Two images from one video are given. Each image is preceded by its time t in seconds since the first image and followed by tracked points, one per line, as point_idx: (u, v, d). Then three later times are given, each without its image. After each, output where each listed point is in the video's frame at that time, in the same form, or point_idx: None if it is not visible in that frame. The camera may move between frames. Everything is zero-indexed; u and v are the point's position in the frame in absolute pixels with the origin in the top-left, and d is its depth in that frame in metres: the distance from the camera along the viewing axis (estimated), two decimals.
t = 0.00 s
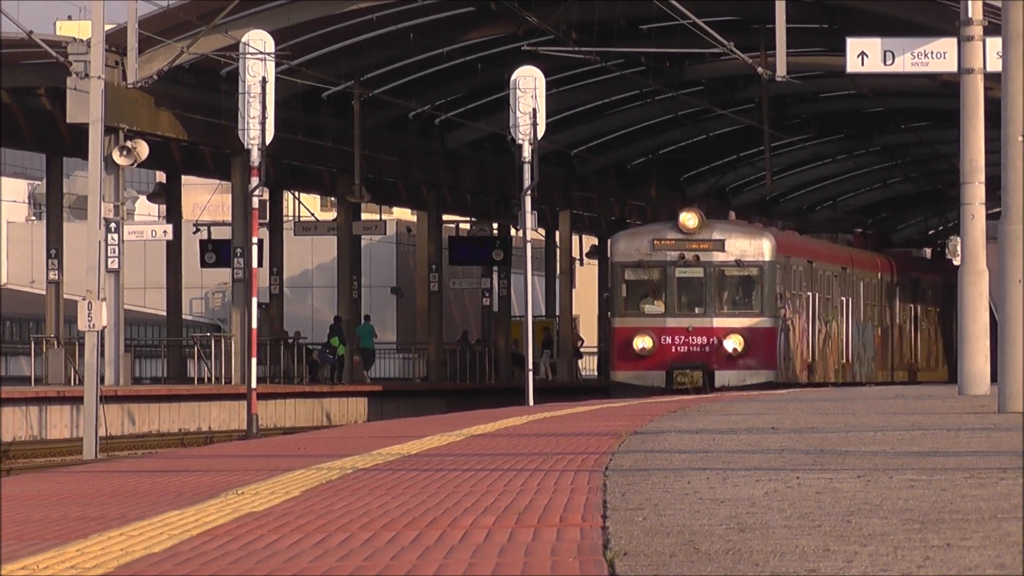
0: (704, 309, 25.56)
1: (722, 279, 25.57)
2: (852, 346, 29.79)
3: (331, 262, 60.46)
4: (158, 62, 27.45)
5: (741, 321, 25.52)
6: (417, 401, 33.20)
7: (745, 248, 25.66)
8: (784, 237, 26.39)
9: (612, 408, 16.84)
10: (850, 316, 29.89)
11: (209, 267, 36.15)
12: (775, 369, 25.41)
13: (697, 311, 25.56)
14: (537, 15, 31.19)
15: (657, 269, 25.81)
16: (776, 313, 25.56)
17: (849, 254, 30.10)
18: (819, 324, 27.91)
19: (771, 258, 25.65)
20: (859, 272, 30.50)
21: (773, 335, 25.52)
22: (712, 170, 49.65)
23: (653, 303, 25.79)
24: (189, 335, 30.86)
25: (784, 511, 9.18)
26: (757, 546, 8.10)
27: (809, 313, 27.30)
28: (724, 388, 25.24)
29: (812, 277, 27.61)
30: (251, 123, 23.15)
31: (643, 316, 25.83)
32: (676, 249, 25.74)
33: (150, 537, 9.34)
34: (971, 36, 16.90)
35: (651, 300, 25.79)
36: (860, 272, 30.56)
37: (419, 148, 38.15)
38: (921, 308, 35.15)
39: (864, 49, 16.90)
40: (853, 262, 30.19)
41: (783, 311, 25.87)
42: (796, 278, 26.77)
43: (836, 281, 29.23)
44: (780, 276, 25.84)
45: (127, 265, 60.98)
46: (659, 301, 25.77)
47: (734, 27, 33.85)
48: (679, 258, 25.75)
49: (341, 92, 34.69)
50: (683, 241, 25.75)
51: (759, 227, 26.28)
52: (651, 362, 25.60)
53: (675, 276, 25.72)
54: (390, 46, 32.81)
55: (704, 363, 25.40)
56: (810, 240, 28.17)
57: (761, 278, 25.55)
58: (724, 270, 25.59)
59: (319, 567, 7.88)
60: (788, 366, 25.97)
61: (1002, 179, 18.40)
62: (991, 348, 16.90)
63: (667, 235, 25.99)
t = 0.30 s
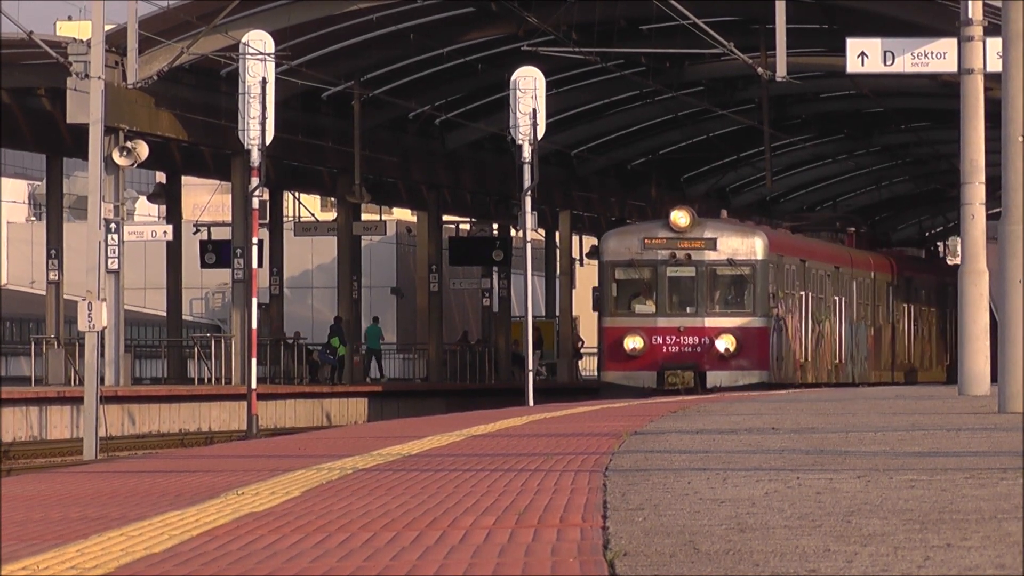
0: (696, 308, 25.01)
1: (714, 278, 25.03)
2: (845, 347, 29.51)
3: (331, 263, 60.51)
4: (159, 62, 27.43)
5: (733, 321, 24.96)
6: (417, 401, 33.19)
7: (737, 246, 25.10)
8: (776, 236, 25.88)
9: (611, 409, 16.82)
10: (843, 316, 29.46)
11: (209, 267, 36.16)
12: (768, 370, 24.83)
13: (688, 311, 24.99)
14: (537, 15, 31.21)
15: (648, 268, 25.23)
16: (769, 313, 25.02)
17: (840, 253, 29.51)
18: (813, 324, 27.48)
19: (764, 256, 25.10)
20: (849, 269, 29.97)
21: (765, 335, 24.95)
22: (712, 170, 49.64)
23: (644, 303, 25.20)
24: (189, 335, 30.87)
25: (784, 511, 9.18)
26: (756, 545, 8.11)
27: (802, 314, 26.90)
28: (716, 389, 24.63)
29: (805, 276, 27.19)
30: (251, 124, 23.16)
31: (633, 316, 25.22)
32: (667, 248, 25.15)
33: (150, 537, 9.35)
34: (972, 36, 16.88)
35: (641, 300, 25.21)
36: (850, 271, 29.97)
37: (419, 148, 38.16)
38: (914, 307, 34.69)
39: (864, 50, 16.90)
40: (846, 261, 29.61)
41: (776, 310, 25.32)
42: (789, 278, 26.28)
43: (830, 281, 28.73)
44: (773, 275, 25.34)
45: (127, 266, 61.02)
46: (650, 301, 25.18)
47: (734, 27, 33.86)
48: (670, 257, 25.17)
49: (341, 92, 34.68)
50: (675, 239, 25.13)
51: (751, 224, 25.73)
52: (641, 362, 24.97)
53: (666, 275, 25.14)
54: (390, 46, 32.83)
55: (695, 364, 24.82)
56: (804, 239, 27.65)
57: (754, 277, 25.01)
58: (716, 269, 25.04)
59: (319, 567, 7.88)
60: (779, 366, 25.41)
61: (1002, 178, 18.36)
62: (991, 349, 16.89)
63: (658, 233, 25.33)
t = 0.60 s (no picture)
0: (687, 309, 24.89)
1: (706, 278, 24.86)
2: (839, 347, 29.11)
3: (332, 264, 60.59)
4: (160, 62, 27.27)
5: (725, 321, 24.84)
6: (417, 402, 33.19)
7: (730, 245, 24.92)
8: (770, 235, 25.57)
9: (611, 410, 16.81)
10: (838, 316, 29.02)
11: (209, 268, 36.15)
12: (760, 370, 24.76)
13: (680, 311, 24.89)
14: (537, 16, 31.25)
15: (639, 268, 25.09)
16: (762, 313, 24.85)
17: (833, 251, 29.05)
18: (807, 323, 27.23)
19: (757, 256, 24.86)
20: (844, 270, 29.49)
21: (758, 335, 24.81)
22: (712, 171, 49.61)
23: (635, 303, 25.08)
24: (190, 337, 30.89)
25: (785, 511, 9.19)
26: (757, 546, 8.12)
27: (796, 313, 26.64)
28: (708, 390, 24.63)
29: (799, 275, 26.87)
30: (252, 125, 23.18)
31: (624, 316, 25.15)
32: (659, 248, 25.03)
33: (151, 538, 9.36)
34: (972, 36, 16.92)
35: (633, 300, 25.07)
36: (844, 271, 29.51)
37: (419, 149, 38.15)
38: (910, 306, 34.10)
39: (865, 50, 16.89)
40: (840, 261, 29.20)
41: (769, 310, 25.12)
42: (783, 277, 25.96)
43: (823, 280, 28.36)
44: (766, 275, 25.06)
45: (128, 267, 61.10)
46: (642, 301, 25.05)
47: (734, 28, 33.89)
48: (662, 256, 25.05)
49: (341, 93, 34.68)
50: (666, 238, 25.02)
51: (745, 223, 25.47)
52: (633, 363, 24.99)
53: (657, 275, 25.02)
54: (391, 48, 32.85)
55: (687, 365, 24.78)
56: (797, 238, 27.30)
57: (746, 277, 24.80)
58: (708, 268, 24.88)
59: (321, 568, 7.88)
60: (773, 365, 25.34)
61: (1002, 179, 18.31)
62: (993, 350, 16.87)
63: (649, 232, 25.23)
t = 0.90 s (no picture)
0: (678, 308, 24.73)
1: (697, 278, 24.71)
2: (831, 348, 28.90)
3: (331, 265, 60.61)
4: (159, 63, 27.41)
5: (717, 321, 24.68)
6: (417, 404, 33.18)
7: (722, 244, 24.77)
8: (761, 235, 25.45)
9: (609, 411, 16.81)
10: (830, 317, 28.87)
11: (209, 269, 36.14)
12: (752, 371, 24.66)
13: (671, 311, 24.72)
14: (536, 18, 31.26)
15: (629, 267, 24.88)
16: (753, 314, 24.68)
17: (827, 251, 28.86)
18: (798, 325, 27.13)
19: (749, 256, 24.69)
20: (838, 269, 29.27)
21: (750, 336, 24.67)
22: (712, 173, 49.60)
23: (625, 303, 24.92)
24: (190, 337, 30.90)
25: (784, 513, 9.21)
26: (756, 548, 8.12)
27: (787, 314, 26.50)
28: (699, 391, 24.47)
29: (791, 275, 26.71)
30: (252, 126, 23.19)
31: (614, 316, 24.98)
32: (650, 247, 24.82)
33: (151, 539, 9.38)
34: (972, 38, 16.97)
35: (622, 300, 24.92)
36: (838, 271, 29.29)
37: (420, 150, 38.15)
38: (903, 306, 33.63)
39: (864, 52, 16.91)
40: (833, 261, 28.97)
41: (761, 310, 24.98)
42: (774, 277, 25.84)
43: (815, 280, 28.18)
44: (758, 275, 24.92)
45: (127, 268, 61.10)
46: (632, 301, 24.89)
47: (734, 29, 33.91)
48: (652, 256, 24.83)
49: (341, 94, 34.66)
50: (657, 238, 24.82)
51: (736, 223, 25.34)
52: (623, 364, 24.82)
53: (648, 275, 24.80)
54: (390, 49, 32.85)
55: (678, 366, 24.60)
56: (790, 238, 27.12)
57: (738, 277, 24.65)
58: (699, 268, 24.73)
59: (320, 569, 7.88)
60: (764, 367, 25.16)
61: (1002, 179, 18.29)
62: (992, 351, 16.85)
63: (640, 231, 25.01)
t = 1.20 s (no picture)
0: (669, 309, 24.36)
1: (689, 278, 24.39)
2: (824, 349, 28.69)
3: (332, 266, 60.63)
4: (159, 65, 27.37)
5: (709, 323, 24.36)
6: (417, 405, 33.16)
7: (713, 244, 24.50)
8: (753, 235, 25.24)
9: (608, 413, 16.79)
10: (823, 318, 28.67)
11: (209, 270, 36.12)
12: (743, 372, 24.51)
13: (662, 312, 24.35)
14: (536, 19, 31.24)
15: (620, 268, 24.51)
16: (745, 315, 24.55)
17: (819, 251, 28.67)
18: (791, 326, 26.94)
19: (740, 256, 24.54)
20: (830, 270, 29.12)
21: (741, 337, 24.49)
22: (712, 175, 49.61)
23: (615, 303, 24.47)
24: (190, 339, 30.90)
25: (784, 515, 9.21)
26: (757, 549, 8.13)
27: (779, 314, 26.31)
28: (691, 393, 24.16)
29: (782, 276, 26.50)
30: (252, 127, 23.19)
31: (604, 317, 24.52)
32: (640, 247, 24.47)
33: (150, 541, 9.38)
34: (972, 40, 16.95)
35: (613, 301, 24.47)
36: (830, 271, 29.12)
37: (420, 153, 38.17)
38: (896, 307, 33.29)
39: (864, 54, 16.95)
40: (823, 260, 28.76)
41: (752, 311, 24.85)
42: (766, 277, 25.63)
43: (807, 280, 27.99)
44: (750, 275, 24.80)
45: (127, 270, 61.11)
46: (622, 302, 24.46)
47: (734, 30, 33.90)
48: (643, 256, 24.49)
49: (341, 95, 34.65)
50: (648, 237, 24.48)
51: (728, 222, 25.13)
52: (613, 366, 24.33)
53: (638, 275, 24.45)
54: (390, 50, 32.84)
55: (670, 367, 24.19)
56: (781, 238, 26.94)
57: (730, 277, 24.45)
58: (691, 267, 24.41)
59: (321, 571, 7.88)
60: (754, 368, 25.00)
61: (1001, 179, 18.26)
62: (993, 353, 16.82)
63: (630, 231, 24.66)
